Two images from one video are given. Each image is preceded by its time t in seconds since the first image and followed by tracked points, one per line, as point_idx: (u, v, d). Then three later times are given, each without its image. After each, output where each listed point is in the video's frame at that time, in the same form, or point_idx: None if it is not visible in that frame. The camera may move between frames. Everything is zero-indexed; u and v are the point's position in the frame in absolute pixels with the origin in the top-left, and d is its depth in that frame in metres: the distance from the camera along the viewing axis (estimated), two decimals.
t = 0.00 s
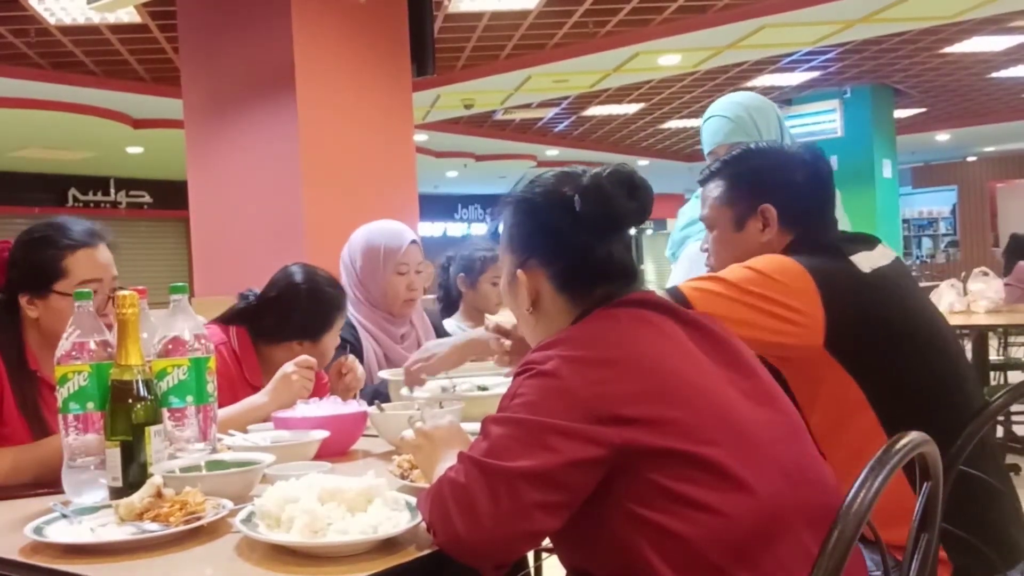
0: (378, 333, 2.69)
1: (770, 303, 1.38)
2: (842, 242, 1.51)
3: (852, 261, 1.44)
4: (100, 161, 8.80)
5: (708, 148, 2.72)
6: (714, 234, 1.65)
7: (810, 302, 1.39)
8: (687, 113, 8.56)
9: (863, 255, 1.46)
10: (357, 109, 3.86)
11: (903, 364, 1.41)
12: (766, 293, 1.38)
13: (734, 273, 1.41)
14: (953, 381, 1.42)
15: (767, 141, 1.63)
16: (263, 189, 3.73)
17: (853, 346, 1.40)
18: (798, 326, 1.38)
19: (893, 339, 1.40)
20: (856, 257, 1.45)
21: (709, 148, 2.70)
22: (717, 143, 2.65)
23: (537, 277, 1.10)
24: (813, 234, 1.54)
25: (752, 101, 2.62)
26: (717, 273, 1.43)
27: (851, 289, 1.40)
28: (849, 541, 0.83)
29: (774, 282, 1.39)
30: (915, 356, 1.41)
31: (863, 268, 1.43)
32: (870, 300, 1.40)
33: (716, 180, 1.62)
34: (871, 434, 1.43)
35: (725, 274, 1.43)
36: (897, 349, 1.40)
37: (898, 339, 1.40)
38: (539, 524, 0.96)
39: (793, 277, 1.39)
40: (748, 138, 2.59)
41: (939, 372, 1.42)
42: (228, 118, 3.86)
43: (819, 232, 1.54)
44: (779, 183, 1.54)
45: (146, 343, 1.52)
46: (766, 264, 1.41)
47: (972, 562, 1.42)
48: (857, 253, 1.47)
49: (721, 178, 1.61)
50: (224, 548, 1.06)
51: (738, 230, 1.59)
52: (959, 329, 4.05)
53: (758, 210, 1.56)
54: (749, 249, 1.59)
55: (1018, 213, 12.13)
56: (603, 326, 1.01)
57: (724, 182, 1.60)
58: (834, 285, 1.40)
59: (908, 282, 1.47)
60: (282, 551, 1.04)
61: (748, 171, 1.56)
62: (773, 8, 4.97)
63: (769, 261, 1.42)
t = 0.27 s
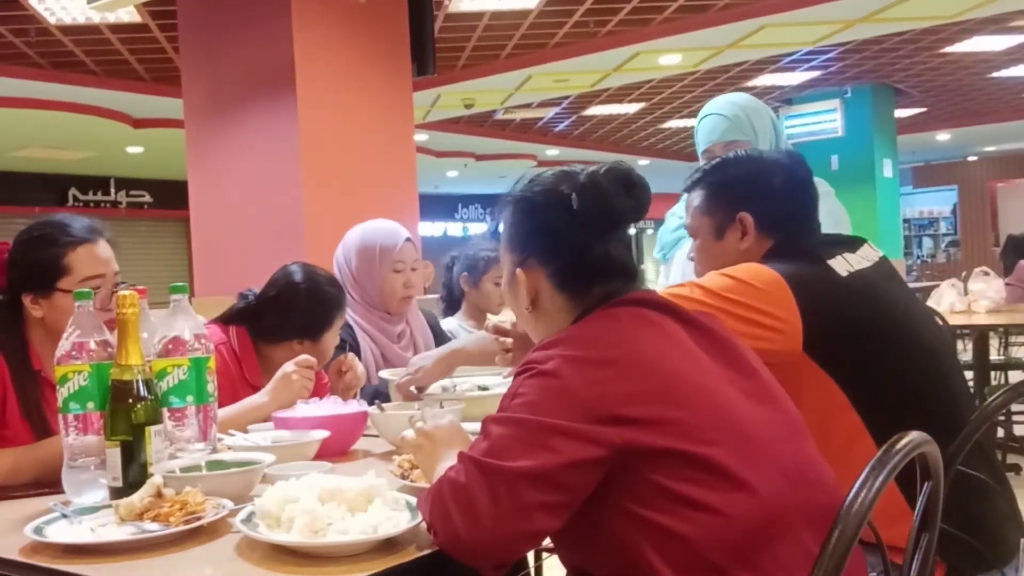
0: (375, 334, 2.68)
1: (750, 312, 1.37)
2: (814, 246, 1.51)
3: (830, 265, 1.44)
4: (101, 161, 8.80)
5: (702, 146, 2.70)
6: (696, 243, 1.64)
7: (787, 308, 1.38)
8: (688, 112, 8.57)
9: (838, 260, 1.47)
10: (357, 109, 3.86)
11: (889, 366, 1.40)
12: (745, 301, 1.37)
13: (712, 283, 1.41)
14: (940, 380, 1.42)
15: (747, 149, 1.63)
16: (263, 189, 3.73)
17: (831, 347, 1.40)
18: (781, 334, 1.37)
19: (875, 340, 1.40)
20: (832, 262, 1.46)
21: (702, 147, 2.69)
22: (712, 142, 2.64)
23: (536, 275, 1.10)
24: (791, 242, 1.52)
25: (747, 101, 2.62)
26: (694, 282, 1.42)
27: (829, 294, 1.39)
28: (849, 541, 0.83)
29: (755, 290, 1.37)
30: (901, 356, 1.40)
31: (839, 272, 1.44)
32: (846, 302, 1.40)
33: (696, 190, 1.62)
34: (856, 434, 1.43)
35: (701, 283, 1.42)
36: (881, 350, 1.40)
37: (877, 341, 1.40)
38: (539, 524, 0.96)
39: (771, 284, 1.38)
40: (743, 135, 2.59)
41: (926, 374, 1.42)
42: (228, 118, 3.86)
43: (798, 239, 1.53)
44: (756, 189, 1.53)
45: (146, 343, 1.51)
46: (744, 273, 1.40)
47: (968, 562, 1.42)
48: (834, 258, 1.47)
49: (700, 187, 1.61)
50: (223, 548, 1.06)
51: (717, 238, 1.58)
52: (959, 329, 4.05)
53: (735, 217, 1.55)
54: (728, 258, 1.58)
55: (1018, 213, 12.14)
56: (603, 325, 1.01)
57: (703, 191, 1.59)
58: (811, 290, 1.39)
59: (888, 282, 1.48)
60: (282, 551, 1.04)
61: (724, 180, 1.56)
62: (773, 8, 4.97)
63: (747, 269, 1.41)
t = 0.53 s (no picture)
0: (376, 335, 2.68)
1: (747, 310, 1.36)
2: (815, 244, 1.51)
3: (829, 264, 1.43)
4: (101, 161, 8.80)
5: (696, 145, 2.69)
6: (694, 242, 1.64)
7: (785, 305, 1.36)
8: (687, 112, 8.57)
9: (838, 260, 1.46)
10: (357, 109, 3.86)
11: (889, 365, 1.40)
12: (742, 300, 1.36)
13: (711, 282, 1.39)
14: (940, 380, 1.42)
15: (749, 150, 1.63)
16: (263, 189, 3.73)
17: (830, 344, 1.39)
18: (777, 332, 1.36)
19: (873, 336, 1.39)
20: (832, 262, 1.44)
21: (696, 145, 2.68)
22: (706, 140, 2.63)
23: (534, 272, 1.10)
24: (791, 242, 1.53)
25: (743, 101, 2.62)
26: (693, 282, 1.41)
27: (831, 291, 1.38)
28: (850, 541, 0.83)
29: (753, 289, 1.36)
30: (901, 355, 1.40)
31: (839, 271, 1.43)
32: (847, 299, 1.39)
33: (696, 190, 1.62)
34: (856, 433, 1.42)
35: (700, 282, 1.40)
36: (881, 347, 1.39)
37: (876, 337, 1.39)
38: (540, 524, 0.96)
39: (770, 283, 1.37)
40: (737, 135, 2.58)
41: (926, 373, 1.42)
42: (227, 118, 3.85)
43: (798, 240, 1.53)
44: (754, 188, 1.53)
45: (146, 343, 1.51)
46: (742, 272, 1.40)
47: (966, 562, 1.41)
48: (835, 257, 1.46)
49: (701, 185, 1.61)
50: (224, 548, 1.06)
51: (717, 238, 1.58)
52: (959, 329, 4.05)
53: (736, 216, 1.56)
54: (728, 258, 1.58)
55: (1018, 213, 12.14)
56: (603, 325, 1.01)
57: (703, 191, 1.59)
58: (811, 288, 1.38)
59: (889, 282, 1.47)
60: (282, 552, 1.04)
61: (726, 178, 1.56)
62: (772, 8, 4.98)
63: (746, 269, 1.40)
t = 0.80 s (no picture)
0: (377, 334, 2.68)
1: (752, 304, 1.34)
2: (826, 242, 1.49)
3: (838, 260, 1.42)
4: (101, 161, 8.80)
5: (693, 146, 2.68)
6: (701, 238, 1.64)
7: (789, 301, 1.35)
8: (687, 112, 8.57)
9: (849, 256, 1.45)
10: (357, 109, 3.86)
11: (892, 364, 1.40)
12: (747, 293, 1.33)
13: (718, 275, 1.36)
14: (944, 381, 1.42)
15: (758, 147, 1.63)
16: (263, 188, 3.73)
17: (834, 343, 1.38)
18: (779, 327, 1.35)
19: (876, 335, 1.39)
20: (840, 258, 1.43)
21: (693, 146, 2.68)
22: (701, 141, 2.63)
23: (536, 268, 1.10)
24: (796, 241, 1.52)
25: (739, 103, 2.62)
26: (700, 274, 1.38)
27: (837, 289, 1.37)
28: (850, 542, 0.83)
29: (758, 284, 1.35)
30: (904, 354, 1.40)
31: (847, 269, 1.41)
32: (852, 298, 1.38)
33: (703, 186, 1.63)
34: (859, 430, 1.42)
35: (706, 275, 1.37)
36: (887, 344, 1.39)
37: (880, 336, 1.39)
38: (539, 524, 0.96)
39: (776, 278, 1.35)
40: (732, 137, 2.58)
41: (929, 373, 1.42)
42: (228, 118, 3.85)
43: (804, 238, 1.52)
44: (759, 184, 1.54)
45: (146, 343, 1.51)
46: (748, 265, 1.37)
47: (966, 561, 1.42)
48: (846, 253, 1.45)
49: (708, 180, 1.61)
50: (224, 548, 1.06)
51: (722, 233, 1.58)
52: (959, 329, 4.05)
53: (741, 212, 1.56)
54: (732, 254, 1.59)
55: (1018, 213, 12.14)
56: (604, 324, 1.01)
57: (709, 187, 1.60)
58: (821, 286, 1.37)
59: (897, 282, 1.46)
60: (282, 552, 1.04)
61: (733, 174, 1.56)
62: (772, 8, 4.98)
63: (752, 263, 1.39)
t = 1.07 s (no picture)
0: (377, 334, 2.67)
1: (766, 294, 1.36)
2: (841, 237, 1.49)
3: (855, 256, 1.43)
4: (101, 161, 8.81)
5: (690, 148, 2.68)
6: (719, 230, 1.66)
7: (805, 295, 1.36)
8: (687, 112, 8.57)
9: (867, 252, 1.45)
10: (357, 109, 3.86)
11: (902, 363, 1.39)
12: (762, 284, 1.36)
13: (735, 263, 1.39)
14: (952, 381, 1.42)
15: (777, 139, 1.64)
16: (263, 188, 3.73)
17: (848, 339, 1.39)
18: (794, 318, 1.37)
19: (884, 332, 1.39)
20: (857, 254, 1.44)
21: (691, 148, 2.68)
22: (699, 143, 2.63)
23: (537, 267, 1.11)
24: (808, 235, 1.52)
25: (737, 104, 2.63)
26: (717, 261, 1.41)
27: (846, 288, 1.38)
28: (850, 542, 0.83)
29: (775, 273, 1.37)
30: (917, 352, 1.40)
31: (864, 265, 1.42)
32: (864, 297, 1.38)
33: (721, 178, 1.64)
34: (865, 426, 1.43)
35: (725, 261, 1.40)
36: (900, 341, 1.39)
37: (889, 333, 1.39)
38: (539, 524, 0.96)
39: (793, 269, 1.37)
40: (731, 139, 2.59)
41: (940, 373, 1.41)
42: (228, 117, 3.85)
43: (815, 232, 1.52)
44: (770, 176, 1.55)
45: (146, 343, 1.52)
46: (766, 255, 1.39)
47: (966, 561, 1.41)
48: (864, 249, 1.46)
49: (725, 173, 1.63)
50: (224, 548, 1.06)
51: (735, 225, 1.61)
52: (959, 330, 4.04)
53: (751, 204, 1.58)
54: (745, 246, 1.60)
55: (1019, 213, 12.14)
56: (604, 324, 1.01)
57: (726, 179, 1.62)
58: (835, 282, 1.38)
59: (914, 281, 1.46)
60: (282, 552, 1.04)
61: (746, 167, 1.58)
62: (772, 8, 4.98)
63: (769, 252, 1.40)
